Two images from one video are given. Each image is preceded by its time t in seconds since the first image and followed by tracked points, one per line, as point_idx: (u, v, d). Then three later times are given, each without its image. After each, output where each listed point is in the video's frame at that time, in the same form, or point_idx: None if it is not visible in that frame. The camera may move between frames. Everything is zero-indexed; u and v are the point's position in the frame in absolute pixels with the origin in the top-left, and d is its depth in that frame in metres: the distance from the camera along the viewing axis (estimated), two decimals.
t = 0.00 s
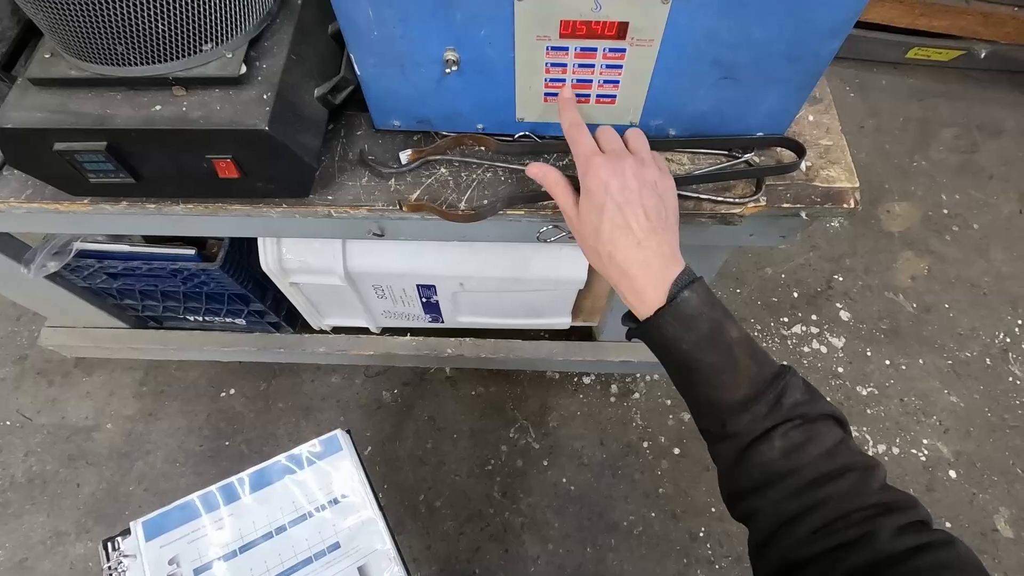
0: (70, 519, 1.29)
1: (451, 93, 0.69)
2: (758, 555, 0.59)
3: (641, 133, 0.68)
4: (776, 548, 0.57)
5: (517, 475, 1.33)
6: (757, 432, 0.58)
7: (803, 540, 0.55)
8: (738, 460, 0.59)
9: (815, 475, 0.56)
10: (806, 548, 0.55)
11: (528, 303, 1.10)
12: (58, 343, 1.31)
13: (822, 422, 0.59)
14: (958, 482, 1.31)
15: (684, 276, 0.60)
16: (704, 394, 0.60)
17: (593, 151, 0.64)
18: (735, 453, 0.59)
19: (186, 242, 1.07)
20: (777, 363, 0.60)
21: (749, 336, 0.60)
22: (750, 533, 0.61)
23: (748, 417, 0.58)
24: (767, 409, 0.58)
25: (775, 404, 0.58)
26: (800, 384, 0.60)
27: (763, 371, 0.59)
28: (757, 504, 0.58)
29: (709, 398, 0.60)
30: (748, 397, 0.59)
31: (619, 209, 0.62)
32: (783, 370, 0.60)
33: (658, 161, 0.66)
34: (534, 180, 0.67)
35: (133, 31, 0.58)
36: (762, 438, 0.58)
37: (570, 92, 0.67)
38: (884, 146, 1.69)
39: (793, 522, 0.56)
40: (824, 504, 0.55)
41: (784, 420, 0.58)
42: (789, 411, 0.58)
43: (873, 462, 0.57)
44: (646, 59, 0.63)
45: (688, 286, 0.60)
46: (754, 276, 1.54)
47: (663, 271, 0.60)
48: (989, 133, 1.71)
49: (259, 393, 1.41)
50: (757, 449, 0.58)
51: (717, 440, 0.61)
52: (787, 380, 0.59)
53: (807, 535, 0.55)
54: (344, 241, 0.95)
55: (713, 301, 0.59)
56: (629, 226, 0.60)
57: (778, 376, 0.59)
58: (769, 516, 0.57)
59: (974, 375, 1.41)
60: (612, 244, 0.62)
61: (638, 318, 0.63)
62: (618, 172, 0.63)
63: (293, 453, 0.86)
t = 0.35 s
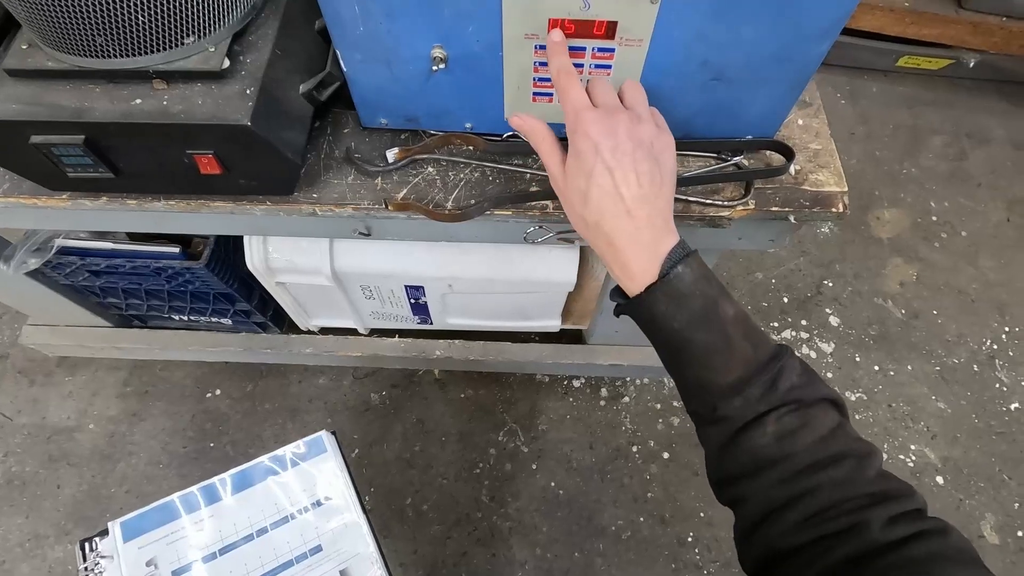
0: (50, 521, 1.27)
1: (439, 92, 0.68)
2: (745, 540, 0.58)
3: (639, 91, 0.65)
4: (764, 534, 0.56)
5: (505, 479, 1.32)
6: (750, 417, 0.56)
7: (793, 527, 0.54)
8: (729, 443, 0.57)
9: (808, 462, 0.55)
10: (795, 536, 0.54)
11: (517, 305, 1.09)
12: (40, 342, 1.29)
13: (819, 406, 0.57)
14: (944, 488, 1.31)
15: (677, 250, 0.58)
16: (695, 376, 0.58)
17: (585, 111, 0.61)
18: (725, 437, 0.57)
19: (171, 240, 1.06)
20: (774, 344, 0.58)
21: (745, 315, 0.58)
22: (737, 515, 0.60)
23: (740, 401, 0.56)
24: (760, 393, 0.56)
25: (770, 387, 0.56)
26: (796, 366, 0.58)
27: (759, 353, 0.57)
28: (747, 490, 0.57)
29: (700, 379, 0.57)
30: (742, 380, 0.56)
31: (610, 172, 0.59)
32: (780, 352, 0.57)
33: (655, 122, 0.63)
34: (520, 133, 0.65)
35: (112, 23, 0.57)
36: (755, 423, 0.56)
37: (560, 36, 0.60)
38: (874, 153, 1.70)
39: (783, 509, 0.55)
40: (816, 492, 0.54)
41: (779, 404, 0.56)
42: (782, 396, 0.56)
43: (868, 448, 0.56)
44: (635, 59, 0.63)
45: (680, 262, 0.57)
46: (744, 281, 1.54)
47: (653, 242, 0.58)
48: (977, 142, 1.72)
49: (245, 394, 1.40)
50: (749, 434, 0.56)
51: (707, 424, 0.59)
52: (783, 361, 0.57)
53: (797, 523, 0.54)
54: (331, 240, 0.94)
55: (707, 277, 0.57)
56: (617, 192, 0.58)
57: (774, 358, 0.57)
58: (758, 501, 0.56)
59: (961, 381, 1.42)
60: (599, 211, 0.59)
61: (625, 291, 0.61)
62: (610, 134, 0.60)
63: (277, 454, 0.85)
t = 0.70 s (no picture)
0: (38, 523, 1.25)
1: (439, 93, 0.68)
2: (779, 566, 0.60)
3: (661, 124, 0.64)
4: (802, 565, 0.58)
5: (499, 482, 1.31)
6: (781, 451, 0.57)
7: (831, 559, 0.56)
8: (762, 476, 0.59)
9: (843, 495, 0.56)
10: (832, 567, 0.56)
11: (514, 307, 1.09)
12: (30, 340, 1.28)
13: (848, 439, 0.58)
14: (936, 493, 1.32)
15: (698, 284, 0.58)
16: (723, 409, 0.59)
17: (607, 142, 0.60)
18: (757, 470, 0.59)
19: (166, 239, 1.05)
20: (802, 376, 0.59)
21: (770, 347, 0.59)
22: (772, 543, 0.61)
23: (770, 435, 0.57)
24: (791, 426, 0.58)
25: (800, 421, 0.58)
26: (825, 399, 0.59)
27: (785, 385, 0.58)
28: (781, 522, 0.58)
29: (728, 413, 0.58)
30: (771, 413, 0.57)
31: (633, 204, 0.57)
32: (808, 385, 0.59)
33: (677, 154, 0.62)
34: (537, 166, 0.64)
35: (111, 20, 0.57)
36: (787, 457, 0.57)
37: (591, 76, 0.64)
38: (869, 160, 1.71)
39: (818, 541, 0.57)
40: (851, 526, 0.55)
41: (809, 438, 0.57)
42: (811, 429, 0.58)
43: (900, 479, 0.57)
44: (635, 63, 0.63)
45: (704, 295, 0.57)
46: (739, 286, 1.54)
47: (674, 275, 0.57)
48: (970, 150, 1.73)
49: (238, 395, 1.39)
50: (782, 467, 0.57)
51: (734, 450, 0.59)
52: (812, 395, 0.58)
53: (834, 555, 0.56)
54: (328, 240, 0.94)
55: (731, 309, 0.57)
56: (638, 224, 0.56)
57: (802, 392, 0.58)
58: (794, 534, 0.58)
59: (954, 388, 1.42)
60: (620, 242, 0.58)
61: (646, 322, 0.60)
62: (633, 165, 0.59)
63: (272, 454, 0.84)
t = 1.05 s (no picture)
0: (29, 522, 1.25)
1: (437, 93, 0.68)
2: (758, 563, 0.60)
3: (615, 138, 0.68)
4: (774, 559, 0.58)
5: (494, 484, 1.31)
6: (744, 445, 0.59)
7: (800, 551, 0.56)
8: (729, 471, 0.60)
9: (807, 486, 0.57)
10: (803, 560, 0.56)
11: (509, 308, 1.09)
12: (22, 338, 1.27)
13: (811, 431, 0.59)
14: (927, 496, 1.32)
15: (662, 289, 0.62)
16: (690, 407, 0.61)
17: (563, 172, 0.65)
18: (725, 465, 0.60)
19: (162, 237, 1.05)
20: (763, 372, 0.61)
21: (731, 345, 0.61)
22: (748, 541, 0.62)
23: (734, 429, 0.59)
24: (754, 419, 0.59)
25: (761, 414, 0.59)
26: (787, 391, 0.60)
27: (748, 384, 0.60)
28: (752, 516, 0.59)
29: (696, 411, 0.61)
30: (735, 408, 0.59)
31: (592, 226, 0.63)
32: (769, 380, 0.60)
33: (630, 174, 0.68)
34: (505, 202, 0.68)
35: (111, 16, 0.57)
36: (751, 450, 0.59)
37: (537, 121, 0.68)
38: (862, 165, 1.72)
39: (788, 533, 0.57)
40: (817, 516, 0.56)
41: (771, 430, 0.59)
42: (773, 421, 0.59)
43: (865, 469, 0.58)
44: (632, 66, 0.64)
45: (666, 299, 0.61)
46: (734, 289, 1.55)
47: (639, 284, 0.62)
48: (962, 156, 1.75)
49: (232, 395, 1.38)
50: (746, 461, 0.59)
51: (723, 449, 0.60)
52: (771, 389, 0.60)
53: (804, 547, 0.56)
54: (325, 240, 0.94)
55: (691, 313, 0.61)
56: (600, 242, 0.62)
57: (763, 386, 0.60)
58: (764, 528, 0.59)
59: (945, 391, 1.43)
60: (587, 261, 0.63)
61: (620, 332, 0.65)
62: (590, 191, 0.64)
63: (268, 453, 0.84)
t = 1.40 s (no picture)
0: (21, 522, 1.24)
1: (437, 94, 0.69)
2: (748, 554, 0.61)
3: (615, 142, 0.69)
4: (764, 549, 0.59)
5: (490, 485, 1.31)
6: (736, 434, 0.59)
7: (789, 541, 0.57)
8: (721, 460, 0.60)
9: (797, 475, 0.57)
10: (792, 550, 0.56)
11: (507, 310, 1.10)
12: (17, 337, 1.27)
13: (802, 421, 0.60)
14: (920, 500, 1.33)
15: (658, 282, 0.62)
16: (683, 397, 0.62)
17: (563, 168, 0.66)
18: (717, 454, 0.61)
19: (159, 236, 1.05)
20: (755, 364, 0.61)
21: (726, 337, 0.62)
22: (739, 532, 0.62)
23: (726, 418, 0.60)
24: (745, 409, 0.60)
25: (753, 403, 0.60)
26: (779, 382, 0.61)
27: (743, 383, 0.60)
28: (743, 505, 0.60)
29: (688, 399, 0.61)
30: (727, 398, 0.60)
31: (590, 221, 0.64)
32: (762, 371, 0.61)
33: (629, 172, 0.68)
34: (506, 196, 0.68)
35: (113, 15, 0.57)
36: (742, 439, 0.59)
37: (541, 114, 0.69)
38: (858, 170, 1.74)
39: (777, 523, 0.58)
40: (806, 506, 0.56)
41: (762, 419, 0.59)
42: (764, 411, 0.60)
43: (855, 461, 0.58)
44: (632, 69, 0.64)
45: (662, 291, 0.62)
46: (729, 292, 1.56)
47: (636, 278, 0.62)
48: (956, 162, 1.76)
49: (228, 395, 1.38)
50: (737, 450, 0.59)
51: (717, 446, 0.60)
52: (763, 379, 0.60)
53: (793, 537, 0.56)
54: (323, 240, 0.94)
55: (687, 305, 0.61)
56: (599, 236, 0.62)
57: (755, 377, 0.61)
58: (754, 517, 0.59)
59: (938, 395, 1.44)
60: (585, 254, 0.64)
61: (617, 325, 0.65)
62: (588, 187, 0.65)
63: (262, 454, 0.84)
